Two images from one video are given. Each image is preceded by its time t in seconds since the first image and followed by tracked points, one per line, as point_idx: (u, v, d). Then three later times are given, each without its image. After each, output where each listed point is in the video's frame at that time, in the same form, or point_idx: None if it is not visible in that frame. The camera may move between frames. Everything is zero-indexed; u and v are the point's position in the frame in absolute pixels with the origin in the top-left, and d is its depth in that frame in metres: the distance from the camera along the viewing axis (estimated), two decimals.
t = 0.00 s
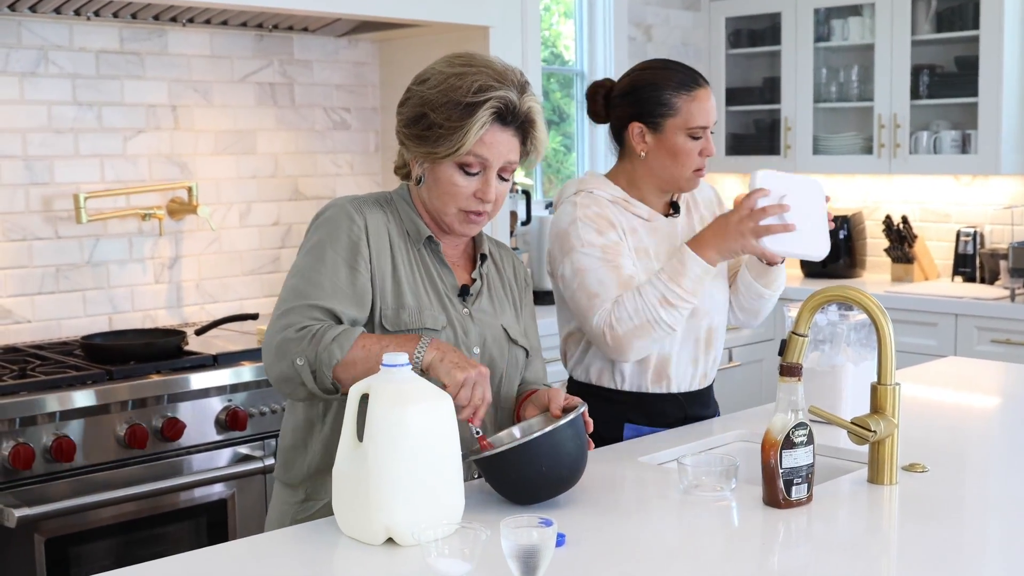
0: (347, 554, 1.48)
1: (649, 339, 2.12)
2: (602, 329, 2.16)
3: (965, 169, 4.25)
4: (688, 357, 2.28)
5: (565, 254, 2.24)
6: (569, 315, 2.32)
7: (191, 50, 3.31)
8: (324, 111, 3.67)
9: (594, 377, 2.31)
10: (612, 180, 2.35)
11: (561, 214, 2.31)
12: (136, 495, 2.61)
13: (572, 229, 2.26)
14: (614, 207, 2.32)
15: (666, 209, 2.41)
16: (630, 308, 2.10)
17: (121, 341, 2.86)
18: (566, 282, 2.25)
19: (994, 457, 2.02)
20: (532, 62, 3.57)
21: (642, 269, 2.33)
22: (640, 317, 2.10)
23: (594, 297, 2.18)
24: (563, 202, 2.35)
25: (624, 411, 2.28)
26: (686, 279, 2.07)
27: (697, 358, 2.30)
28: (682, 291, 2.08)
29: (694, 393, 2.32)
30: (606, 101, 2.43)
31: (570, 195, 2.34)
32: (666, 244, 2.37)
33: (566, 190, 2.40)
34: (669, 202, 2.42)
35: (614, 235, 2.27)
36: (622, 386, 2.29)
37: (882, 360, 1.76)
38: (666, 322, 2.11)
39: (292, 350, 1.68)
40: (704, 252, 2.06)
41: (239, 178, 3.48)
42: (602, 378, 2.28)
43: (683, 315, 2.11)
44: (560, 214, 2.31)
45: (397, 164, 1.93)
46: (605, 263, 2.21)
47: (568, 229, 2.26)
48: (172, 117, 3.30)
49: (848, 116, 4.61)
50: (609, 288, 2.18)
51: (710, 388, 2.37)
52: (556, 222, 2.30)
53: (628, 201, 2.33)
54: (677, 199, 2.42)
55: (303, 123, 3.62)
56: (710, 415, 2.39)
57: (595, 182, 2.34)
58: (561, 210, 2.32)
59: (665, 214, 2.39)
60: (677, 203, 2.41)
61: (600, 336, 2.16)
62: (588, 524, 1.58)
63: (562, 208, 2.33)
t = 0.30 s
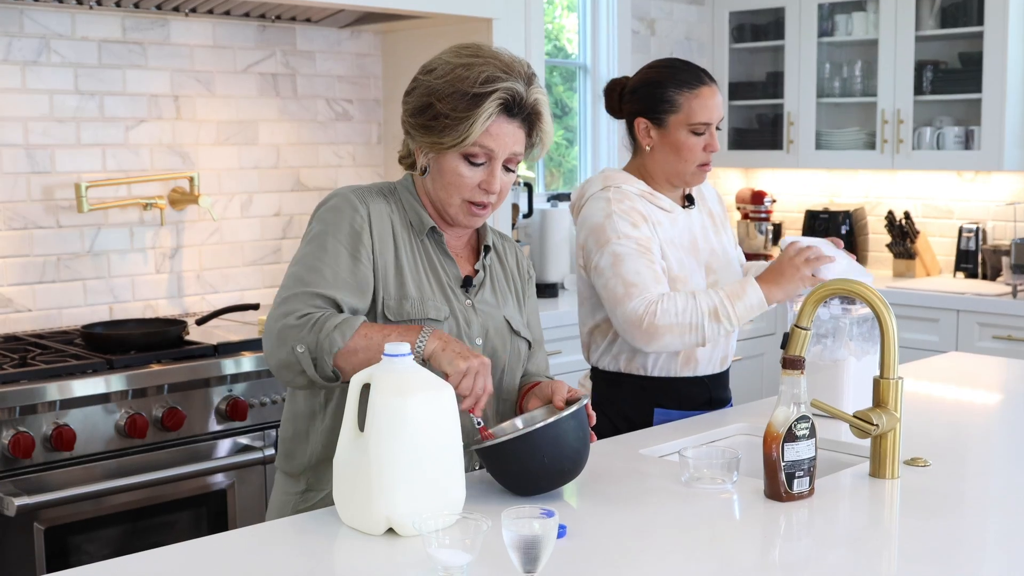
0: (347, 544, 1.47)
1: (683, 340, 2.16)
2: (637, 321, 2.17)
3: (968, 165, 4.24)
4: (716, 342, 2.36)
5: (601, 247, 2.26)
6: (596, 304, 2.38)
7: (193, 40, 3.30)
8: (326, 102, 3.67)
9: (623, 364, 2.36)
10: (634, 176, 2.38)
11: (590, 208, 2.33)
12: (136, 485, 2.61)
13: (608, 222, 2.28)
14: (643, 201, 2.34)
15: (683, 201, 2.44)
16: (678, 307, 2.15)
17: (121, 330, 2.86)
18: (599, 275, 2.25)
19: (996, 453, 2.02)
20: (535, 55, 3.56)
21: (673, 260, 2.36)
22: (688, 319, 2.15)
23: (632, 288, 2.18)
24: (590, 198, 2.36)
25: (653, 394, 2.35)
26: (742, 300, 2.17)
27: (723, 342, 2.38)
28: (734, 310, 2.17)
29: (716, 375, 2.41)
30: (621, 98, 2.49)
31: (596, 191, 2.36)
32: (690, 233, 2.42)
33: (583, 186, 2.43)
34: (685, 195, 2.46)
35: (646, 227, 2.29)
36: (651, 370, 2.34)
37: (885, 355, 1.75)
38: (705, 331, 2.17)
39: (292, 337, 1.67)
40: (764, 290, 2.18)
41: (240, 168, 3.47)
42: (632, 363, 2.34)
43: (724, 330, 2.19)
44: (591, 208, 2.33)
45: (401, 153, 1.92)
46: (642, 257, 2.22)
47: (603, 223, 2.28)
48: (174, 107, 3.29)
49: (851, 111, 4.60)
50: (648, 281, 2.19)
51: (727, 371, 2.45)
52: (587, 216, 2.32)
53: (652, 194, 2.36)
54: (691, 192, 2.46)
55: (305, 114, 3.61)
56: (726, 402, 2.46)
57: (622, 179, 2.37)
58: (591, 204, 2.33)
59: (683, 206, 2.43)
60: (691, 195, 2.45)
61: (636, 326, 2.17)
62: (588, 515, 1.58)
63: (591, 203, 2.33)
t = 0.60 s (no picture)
0: (350, 536, 1.47)
1: (677, 326, 2.18)
2: (630, 300, 2.19)
3: (969, 158, 4.24)
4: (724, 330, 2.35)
5: (603, 229, 2.30)
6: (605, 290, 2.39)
7: (194, 32, 3.30)
8: (327, 94, 3.66)
9: (631, 350, 2.37)
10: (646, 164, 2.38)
11: (600, 193, 2.36)
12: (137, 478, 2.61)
13: (612, 206, 2.31)
14: (651, 187, 2.35)
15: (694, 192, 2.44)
16: (671, 289, 2.16)
17: (122, 323, 2.85)
18: (603, 256, 2.28)
19: (997, 446, 2.02)
20: (537, 48, 3.56)
21: (679, 246, 2.35)
22: (680, 303, 2.16)
23: (628, 268, 2.22)
24: (601, 185, 2.39)
25: (662, 380, 2.35)
26: (735, 295, 2.18)
27: (731, 331, 2.37)
28: (728, 305, 2.18)
29: (725, 365, 2.39)
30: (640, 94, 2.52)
31: (606, 178, 2.39)
32: (699, 222, 2.41)
33: (598, 175, 2.45)
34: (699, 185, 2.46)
35: (651, 213, 2.31)
36: (660, 354, 2.34)
37: (887, 347, 1.75)
38: (695, 322, 2.17)
39: (297, 328, 1.67)
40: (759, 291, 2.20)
41: (241, 161, 3.47)
42: (639, 348, 2.34)
43: (718, 322, 2.19)
44: (600, 193, 2.36)
45: (405, 144, 1.92)
46: (641, 242, 2.24)
47: (608, 206, 2.31)
48: (175, 99, 3.28)
49: (852, 105, 4.60)
50: (644, 264, 2.22)
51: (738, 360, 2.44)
52: (595, 201, 2.35)
53: (662, 181, 2.37)
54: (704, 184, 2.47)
55: (306, 107, 3.60)
56: (736, 392, 2.45)
57: (633, 166, 2.38)
58: (600, 190, 2.37)
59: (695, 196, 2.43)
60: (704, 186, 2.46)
61: (629, 304, 2.19)
62: (591, 507, 1.58)
63: (601, 189, 2.36)
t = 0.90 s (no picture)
0: (352, 535, 1.48)
1: (674, 317, 2.17)
2: (627, 296, 2.20)
3: (969, 155, 4.24)
4: (725, 325, 2.35)
5: (602, 225, 2.30)
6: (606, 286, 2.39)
7: (193, 32, 3.30)
8: (326, 93, 3.66)
9: (633, 345, 2.37)
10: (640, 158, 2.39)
11: (600, 190, 2.37)
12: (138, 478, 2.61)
13: (610, 202, 2.31)
14: (651, 184, 2.35)
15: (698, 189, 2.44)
16: (666, 282, 2.17)
17: (123, 323, 2.85)
18: (602, 253, 2.29)
19: (998, 444, 2.03)
20: (536, 47, 3.56)
21: (679, 241, 2.35)
22: (675, 295, 2.16)
23: (625, 264, 2.22)
24: (602, 182, 2.40)
25: (663, 376, 2.35)
26: (728, 284, 2.14)
27: (734, 327, 2.37)
28: (721, 291, 2.15)
29: (729, 362, 2.39)
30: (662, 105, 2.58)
31: (608, 175, 2.40)
32: (700, 218, 2.40)
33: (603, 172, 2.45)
34: (704, 183, 2.45)
35: (649, 208, 2.31)
36: (662, 350, 2.35)
37: (888, 345, 1.75)
38: (690, 312, 2.16)
39: (294, 330, 1.68)
40: (751, 278, 2.14)
41: (241, 161, 3.47)
42: (641, 343, 2.35)
43: (712, 310, 2.16)
44: (600, 190, 2.37)
45: (406, 143, 1.92)
46: (638, 238, 2.25)
47: (607, 203, 2.32)
48: (174, 99, 3.28)
49: (852, 102, 4.60)
50: (641, 259, 2.23)
51: (743, 358, 2.44)
52: (596, 198, 2.36)
53: (663, 178, 2.36)
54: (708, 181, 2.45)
55: (305, 106, 3.60)
56: (743, 389, 2.45)
57: (630, 163, 2.39)
58: (602, 187, 2.37)
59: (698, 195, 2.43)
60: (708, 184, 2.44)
61: (625, 300, 2.20)
62: (592, 505, 1.58)
63: (601, 186, 2.37)
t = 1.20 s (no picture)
0: (352, 532, 1.48)
1: (686, 316, 2.20)
2: (636, 299, 2.20)
3: (969, 154, 4.24)
4: (729, 322, 2.35)
5: (605, 226, 2.31)
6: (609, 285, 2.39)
7: (194, 30, 3.30)
8: (327, 91, 3.66)
9: (637, 344, 2.37)
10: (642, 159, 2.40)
11: (602, 190, 2.37)
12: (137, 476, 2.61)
13: (612, 203, 2.31)
14: (651, 182, 2.36)
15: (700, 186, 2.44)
16: (677, 283, 2.18)
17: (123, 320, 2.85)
18: (606, 254, 2.29)
19: (998, 441, 2.03)
20: (536, 45, 3.56)
21: (681, 240, 2.35)
22: (688, 295, 2.18)
23: (633, 266, 2.23)
24: (603, 182, 2.40)
25: (663, 373, 2.35)
26: (736, 276, 2.19)
27: (737, 324, 2.37)
28: (731, 286, 2.19)
29: (731, 359, 2.39)
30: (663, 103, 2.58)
31: (609, 175, 2.40)
32: (703, 216, 2.40)
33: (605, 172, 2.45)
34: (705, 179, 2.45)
35: (652, 208, 2.31)
36: (666, 348, 2.35)
37: (888, 342, 1.75)
38: (702, 310, 2.19)
39: (293, 343, 1.70)
40: (757, 269, 2.20)
41: (241, 159, 3.47)
42: (646, 342, 2.35)
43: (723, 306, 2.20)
44: (602, 190, 2.37)
45: (405, 140, 1.92)
46: (644, 238, 2.25)
47: (609, 204, 2.32)
48: (174, 97, 3.28)
49: (852, 100, 4.60)
50: (649, 261, 2.23)
51: (744, 355, 2.44)
52: (597, 198, 2.36)
53: (664, 177, 2.37)
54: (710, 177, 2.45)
55: (305, 104, 3.60)
56: (746, 386, 2.45)
57: (630, 163, 2.39)
58: (603, 187, 2.37)
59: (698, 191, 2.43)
60: (710, 180, 2.43)
61: (636, 302, 2.21)
62: (592, 502, 1.58)
63: (602, 186, 2.38)
